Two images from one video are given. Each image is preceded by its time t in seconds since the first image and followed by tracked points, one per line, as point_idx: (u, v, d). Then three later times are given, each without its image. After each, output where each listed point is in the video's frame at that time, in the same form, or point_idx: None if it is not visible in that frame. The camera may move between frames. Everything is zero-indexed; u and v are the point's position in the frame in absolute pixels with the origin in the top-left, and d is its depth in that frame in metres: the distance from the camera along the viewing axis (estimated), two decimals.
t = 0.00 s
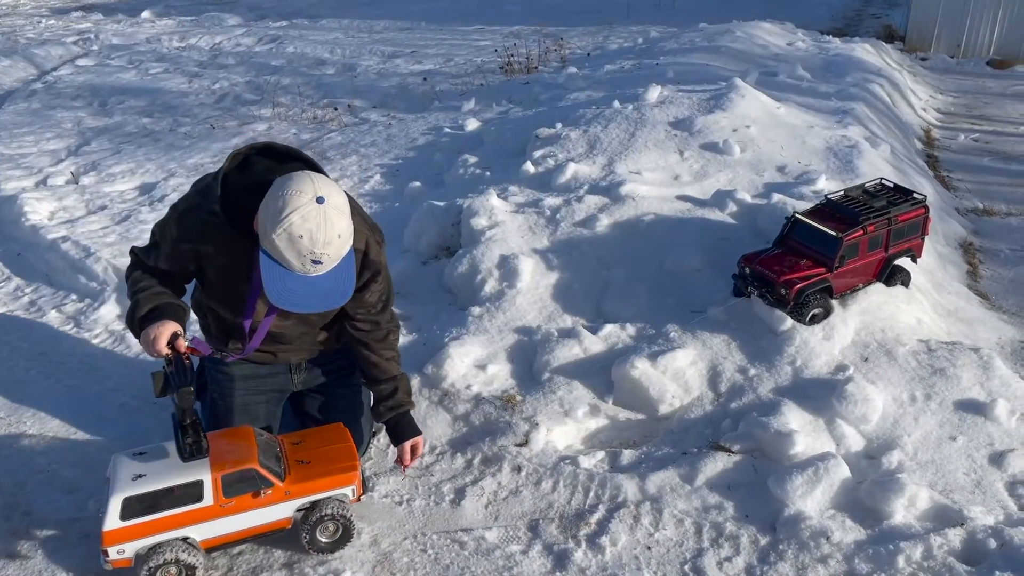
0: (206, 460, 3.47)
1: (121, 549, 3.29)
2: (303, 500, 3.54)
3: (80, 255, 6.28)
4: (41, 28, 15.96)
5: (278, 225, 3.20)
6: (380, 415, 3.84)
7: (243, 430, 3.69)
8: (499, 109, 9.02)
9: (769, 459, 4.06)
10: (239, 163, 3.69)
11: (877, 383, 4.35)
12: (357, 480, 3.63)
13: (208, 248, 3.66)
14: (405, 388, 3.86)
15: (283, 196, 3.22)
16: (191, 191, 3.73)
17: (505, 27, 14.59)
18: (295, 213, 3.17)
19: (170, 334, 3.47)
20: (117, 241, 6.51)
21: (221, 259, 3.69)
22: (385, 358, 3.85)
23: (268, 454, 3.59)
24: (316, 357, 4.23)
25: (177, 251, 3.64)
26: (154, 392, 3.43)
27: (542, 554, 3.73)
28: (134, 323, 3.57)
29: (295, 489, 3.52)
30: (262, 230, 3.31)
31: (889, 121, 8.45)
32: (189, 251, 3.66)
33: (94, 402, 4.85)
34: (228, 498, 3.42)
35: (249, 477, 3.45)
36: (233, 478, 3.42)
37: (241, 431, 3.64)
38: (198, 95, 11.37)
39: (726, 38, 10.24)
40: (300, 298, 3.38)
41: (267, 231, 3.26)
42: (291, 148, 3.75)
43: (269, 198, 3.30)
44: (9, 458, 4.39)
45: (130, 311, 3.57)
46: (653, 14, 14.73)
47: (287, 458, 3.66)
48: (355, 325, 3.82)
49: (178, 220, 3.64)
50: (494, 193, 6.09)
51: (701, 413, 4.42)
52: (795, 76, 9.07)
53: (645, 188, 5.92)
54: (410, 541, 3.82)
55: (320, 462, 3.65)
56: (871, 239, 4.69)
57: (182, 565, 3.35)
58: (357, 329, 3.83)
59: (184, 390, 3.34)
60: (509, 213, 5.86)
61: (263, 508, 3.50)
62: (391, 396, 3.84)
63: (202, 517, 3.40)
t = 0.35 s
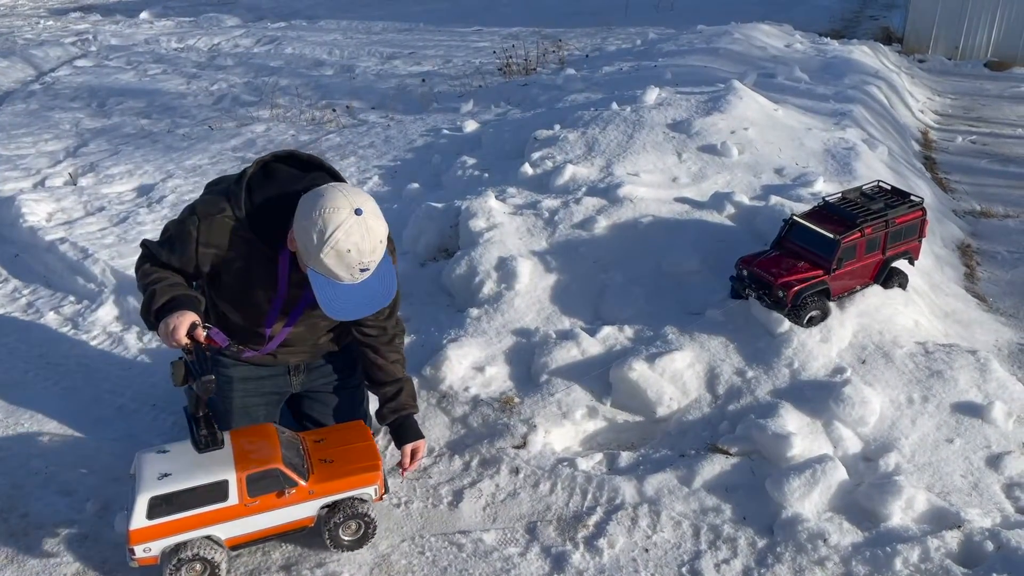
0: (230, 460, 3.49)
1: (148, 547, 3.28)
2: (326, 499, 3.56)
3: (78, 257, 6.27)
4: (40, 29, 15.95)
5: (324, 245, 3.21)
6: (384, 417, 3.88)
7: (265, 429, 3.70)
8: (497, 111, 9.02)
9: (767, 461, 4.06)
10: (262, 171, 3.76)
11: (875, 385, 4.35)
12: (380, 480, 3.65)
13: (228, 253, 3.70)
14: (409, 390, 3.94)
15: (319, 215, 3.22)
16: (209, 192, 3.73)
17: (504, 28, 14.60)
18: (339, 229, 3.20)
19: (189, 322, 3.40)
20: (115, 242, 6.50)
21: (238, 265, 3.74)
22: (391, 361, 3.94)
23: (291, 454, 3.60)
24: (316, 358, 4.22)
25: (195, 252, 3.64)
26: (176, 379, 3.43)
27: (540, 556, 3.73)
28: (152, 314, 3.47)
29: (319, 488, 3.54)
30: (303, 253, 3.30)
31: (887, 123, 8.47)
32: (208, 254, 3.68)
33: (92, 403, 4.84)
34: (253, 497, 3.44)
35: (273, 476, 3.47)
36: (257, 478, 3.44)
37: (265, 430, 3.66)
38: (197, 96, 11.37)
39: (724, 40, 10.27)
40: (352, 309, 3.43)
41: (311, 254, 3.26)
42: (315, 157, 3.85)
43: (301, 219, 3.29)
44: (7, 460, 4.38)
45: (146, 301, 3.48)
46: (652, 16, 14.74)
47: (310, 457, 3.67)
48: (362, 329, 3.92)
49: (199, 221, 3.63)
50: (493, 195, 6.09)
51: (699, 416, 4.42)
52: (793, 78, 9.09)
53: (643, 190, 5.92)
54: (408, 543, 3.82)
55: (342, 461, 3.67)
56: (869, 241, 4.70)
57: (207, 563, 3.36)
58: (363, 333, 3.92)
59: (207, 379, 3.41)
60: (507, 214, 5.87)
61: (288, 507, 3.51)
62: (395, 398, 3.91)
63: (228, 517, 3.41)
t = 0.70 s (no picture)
0: (262, 451, 3.49)
1: (182, 537, 3.31)
2: (356, 492, 3.58)
3: (76, 257, 6.26)
4: (38, 29, 15.95)
5: (357, 241, 3.24)
6: (398, 421, 3.92)
7: (295, 422, 3.69)
8: (496, 111, 9.03)
9: (765, 461, 4.06)
10: (281, 172, 3.77)
11: (873, 385, 4.36)
12: (408, 474, 3.67)
13: (245, 251, 3.68)
14: (423, 395, 3.97)
15: (349, 213, 3.24)
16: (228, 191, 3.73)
17: (502, 29, 14.61)
18: (371, 223, 3.23)
19: (207, 312, 3.43)
20: (114, 243, 6.50)
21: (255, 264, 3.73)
22: (405, 365, 3.98)
23: (321, 446, 3.61)
24: (316, 359, 4.24)
25: (213, 249, 3.64)
26: (195, 369, 3.46)
27: (539, 556, 3.73)
28: (168, 310, 3.52)
29: (350, 481, 3.55)
30: (333, 252, 3.32)
31: (886, 124, 8.48)
32: (225, 251, 3.66)
33: (91, 404, 4.84)
34: (284, 489, 3.44)
35: (306, 470, 3.47)
36: (290, 470, 3.44)
37: (294, 423, 3.67)
38: (196, 97, 11.37)
39: (723, 40, 10.28)
40: (385, 303, 3.47)
41: (343, 251, 3.28)
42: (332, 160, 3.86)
43: (328, 218, 3.30)
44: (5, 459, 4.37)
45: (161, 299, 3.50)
46: (650, 17, 14.75)
47: (339, 450, 3.68)
48: (376, 332, 3.97)
49: (219, 218, 3.64)
50: (491, 195, 6.10)
51: (697, 416, 4.42)
52: (791, 78, 9.10)
53: (642, 190, 5.93)
54: (407, 543, 3.81)
55: (371, 455, 3.68)
56: (867, 241, 4.70)
57: (238, 553, 3.39)
58: (378, 338, 3.98)
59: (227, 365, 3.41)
60: (506, 214, 5.88)
61: (318, 499, 3.52)
62: (410, 402, 3.94)
63: (259, 508, 3.42)
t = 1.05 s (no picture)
0: (295, 442, 3.61)
1: (216, 525, 3.43)
2: (385, 483, 3.70)
3: (74, 258, 6.25)
4: (35, 31, 15.94)
5: (385, 238, 3.28)
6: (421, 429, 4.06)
7: (325, 415, 3.81)
8: (493, 111, 9.03)
9: (763, 459, 4.07)
10: (304, 174, 3.71)
11: (870, 383, 4.36)
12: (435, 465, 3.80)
13: (264, 253, 3.62)
14: (444, 403, 4.09)
15: (374, 211, 3.27)
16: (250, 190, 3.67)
17: (500, 29, 14.62)
18: (397, 220, 3.27)
19: (225, 312, 3.41)
20: (111, 243, 6.49)
21: (273, 267, 3.68)
22: (424, 374, 4.08)
23: (350, 438, 3.73)
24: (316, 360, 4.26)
25: (233, 249, 3.59)
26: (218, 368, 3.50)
27: (537, 555, 3.73)
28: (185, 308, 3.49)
29: (379, 471, 3.68)
30: (360, 251, 3.35)
31: (883, 124, 8.49)
32: (244, 253, 3.60)
33: (89, 404, 4.84)
34: (316, 479, 3.56)
35: (336, 460, 3.59)
36: (322, 460, 3.56)
37: (323, 415, 3.79)
38: (193, 98, 11.37)
39: (720, 40, 10.30)
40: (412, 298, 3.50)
41: (371, 250, 3.32)
42: (352, 164, 3.83)
43: (352, 218, 3.33)
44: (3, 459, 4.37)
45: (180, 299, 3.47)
46: (647, 17, 14.77)
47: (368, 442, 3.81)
48: (392, 341, 4.03)
49: (241, 218, 3.58)
50: (489, 195, 6.10)
51: (695, 414, 4.43)
52: (788, 78, 9.12)
53: (639, 189, 5.94)
54: (404, 542, 3.81)
55: (399, 447, 3.81)
56: (864, 240, 4.70)
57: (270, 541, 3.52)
58: (394, 348, 4.03)
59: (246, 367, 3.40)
60: (503, 214, 5.89)
61: (349, 489, 3.64)
62: (431, 411, 4.07)
63: (292, 497, 3.54)
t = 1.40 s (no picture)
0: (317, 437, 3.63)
1: (240, 520, 3.46)
2: (406, 478, 3.72)
3: (73, 260, 6.25)
4: (35, 32, 15.95)
5: (412, 221, 3.30)
6: (453, 416, 4.08)
7: (345, 411, 3.82)
8: (492, 112, 9.04)
9: (762, 460, 4.07)
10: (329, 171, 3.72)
11: (870, 383, 4.36)
12: (455, 461, 3.83)
13: (292, 251, 3.66)
14: (475, 387, 4.09)
15: (401, 195, 3.31)
16: (275, 186, 3.69)
17: (498, 30, 14.63)
18: (424, 203, 3.31)
19: (263, 319, 3.46)
20: (110, 245, 6.49)
21: (300, 264, 3.70)
22: (453, 360, 4.10)
23: (371, 434, 3.75)
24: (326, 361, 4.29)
25: (261, 247, 3.62)
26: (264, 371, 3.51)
27: (537, 556, 3.74)
28: (221, 312, 3.57)
29: (400, 467, 3.70)
30: (386, 235, 3.37)
31: (882, 124, 8.50)
32: (272, 250, 3.63)
33: (88, 406, 4.83)
34: (339, 474, 3.59)
35: (358, 455, 3.61)
36: (344, 455, 3.58)
37: (343, 412, 3.81)
38: (192, 99, 11.38)
39: (719, 41, 10.31)
40: (438, 285, 3.51)
41: (398, 233, 3.35)
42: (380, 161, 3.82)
43: (379, 203, 3.36)
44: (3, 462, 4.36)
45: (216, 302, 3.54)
46: (647, 17, 14.78)
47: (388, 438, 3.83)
48: (418, 332, 4.07)
49: (268, 216, 3.61)
50: (489, 196, 6.11)
51: (695, 415, 4.43)
52: (787, 79, 9.13)
53: (637, 190, 5.94)
54: (404, 544, 3.80)
55: (419, 443, 3.84)
56: (863, 240, 4.71)
57: (292, 536, 3.55)
58: (421, 339, 4.08)
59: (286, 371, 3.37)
60: (502, 216, 5.89)
61: (371, 485, 3.67)
62: (463, 396, 4.07)
63: (315, 492, 3.56)
